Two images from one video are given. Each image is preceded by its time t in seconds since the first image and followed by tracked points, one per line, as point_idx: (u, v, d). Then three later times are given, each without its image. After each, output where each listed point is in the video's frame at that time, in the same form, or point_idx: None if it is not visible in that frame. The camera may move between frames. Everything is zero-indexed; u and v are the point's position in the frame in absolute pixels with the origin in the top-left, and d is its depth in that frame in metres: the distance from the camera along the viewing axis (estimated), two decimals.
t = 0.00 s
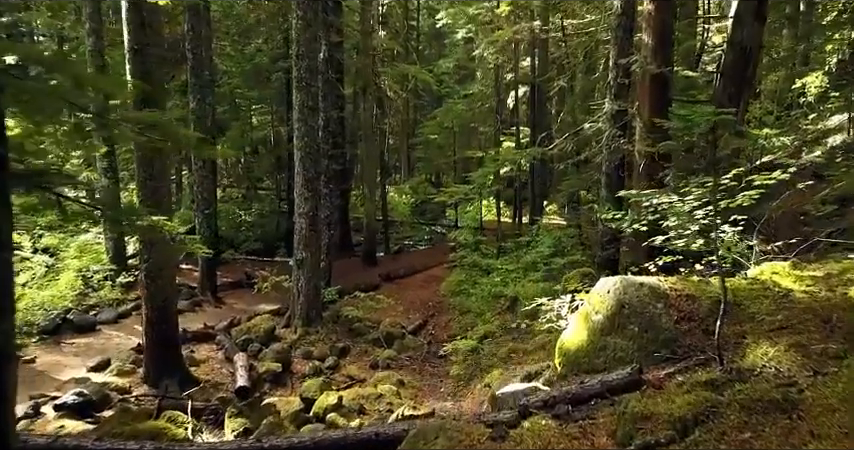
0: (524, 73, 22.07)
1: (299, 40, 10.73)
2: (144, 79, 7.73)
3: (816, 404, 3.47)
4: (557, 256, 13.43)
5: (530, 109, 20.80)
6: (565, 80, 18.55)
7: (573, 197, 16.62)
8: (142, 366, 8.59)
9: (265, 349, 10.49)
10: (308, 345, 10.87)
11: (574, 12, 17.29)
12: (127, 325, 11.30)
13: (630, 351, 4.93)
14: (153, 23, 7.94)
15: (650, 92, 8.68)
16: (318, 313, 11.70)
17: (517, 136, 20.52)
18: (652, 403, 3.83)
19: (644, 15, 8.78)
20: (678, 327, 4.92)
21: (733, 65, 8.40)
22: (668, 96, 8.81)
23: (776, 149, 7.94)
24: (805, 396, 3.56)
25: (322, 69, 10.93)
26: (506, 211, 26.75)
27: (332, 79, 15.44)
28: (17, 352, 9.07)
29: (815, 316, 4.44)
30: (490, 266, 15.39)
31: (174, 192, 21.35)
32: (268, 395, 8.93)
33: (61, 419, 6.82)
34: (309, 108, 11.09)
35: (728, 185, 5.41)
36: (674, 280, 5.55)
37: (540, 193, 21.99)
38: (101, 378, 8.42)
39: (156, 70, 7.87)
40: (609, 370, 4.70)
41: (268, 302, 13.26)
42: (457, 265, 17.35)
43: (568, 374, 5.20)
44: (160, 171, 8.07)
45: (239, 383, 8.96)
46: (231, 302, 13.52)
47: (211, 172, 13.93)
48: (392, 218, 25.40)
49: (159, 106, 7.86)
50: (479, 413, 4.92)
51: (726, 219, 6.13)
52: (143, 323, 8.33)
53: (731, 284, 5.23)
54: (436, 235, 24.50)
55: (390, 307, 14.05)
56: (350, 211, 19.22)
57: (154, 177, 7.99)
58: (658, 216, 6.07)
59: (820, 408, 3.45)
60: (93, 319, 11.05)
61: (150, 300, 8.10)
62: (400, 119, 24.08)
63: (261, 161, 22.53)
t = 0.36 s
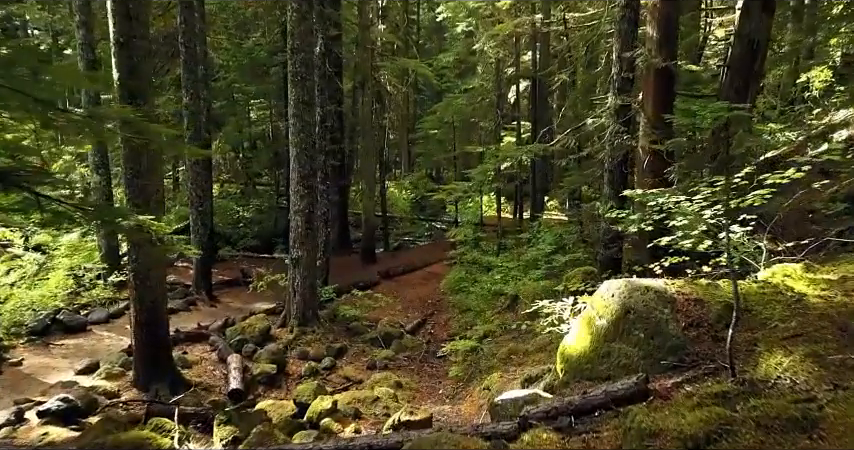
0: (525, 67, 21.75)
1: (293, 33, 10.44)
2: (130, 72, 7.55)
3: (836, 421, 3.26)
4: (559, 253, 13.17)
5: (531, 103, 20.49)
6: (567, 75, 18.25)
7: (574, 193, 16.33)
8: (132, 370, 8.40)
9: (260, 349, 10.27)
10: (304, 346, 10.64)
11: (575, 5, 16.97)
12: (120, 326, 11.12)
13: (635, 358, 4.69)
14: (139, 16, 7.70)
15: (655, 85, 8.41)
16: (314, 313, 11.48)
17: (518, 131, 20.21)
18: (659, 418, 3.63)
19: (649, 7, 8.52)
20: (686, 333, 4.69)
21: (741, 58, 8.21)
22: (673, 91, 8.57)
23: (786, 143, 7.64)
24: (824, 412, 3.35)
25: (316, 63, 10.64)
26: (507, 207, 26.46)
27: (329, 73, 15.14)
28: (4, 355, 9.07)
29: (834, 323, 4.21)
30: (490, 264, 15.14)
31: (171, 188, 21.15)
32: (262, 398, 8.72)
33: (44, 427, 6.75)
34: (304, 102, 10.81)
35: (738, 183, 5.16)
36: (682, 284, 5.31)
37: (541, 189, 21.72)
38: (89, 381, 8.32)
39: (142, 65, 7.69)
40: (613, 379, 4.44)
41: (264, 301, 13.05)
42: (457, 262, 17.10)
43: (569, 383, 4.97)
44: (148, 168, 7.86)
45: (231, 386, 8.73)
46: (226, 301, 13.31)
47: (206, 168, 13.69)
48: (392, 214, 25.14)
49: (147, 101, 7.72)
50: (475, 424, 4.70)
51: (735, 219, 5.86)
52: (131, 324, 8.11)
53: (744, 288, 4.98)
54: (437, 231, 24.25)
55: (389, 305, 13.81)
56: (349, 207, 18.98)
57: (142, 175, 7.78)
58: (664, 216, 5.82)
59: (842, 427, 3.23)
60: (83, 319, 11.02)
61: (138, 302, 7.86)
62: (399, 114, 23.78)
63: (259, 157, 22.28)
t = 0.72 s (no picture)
0: (526, 62, 21.42)
1: (289, 27, 10.15)
2: (116, 68, 7.35)
3: None
4: (561, 253, 12.90)
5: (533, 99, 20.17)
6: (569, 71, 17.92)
7: (577, 191, 16.03)
8: (121, 375, 8.17)
9: (255, 352, 10.00)
10: (300, 347, 10.38)
11: None
12: (112, 327, 10.88)
13: (643, 370, 4.46)
14: (126, 8, 7.45)
15: (661, 80, 8.20)
16: (311, 314, 11.20)
17: (519, 128, 19.91)
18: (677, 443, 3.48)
19: None
20: (698, 346, 4.47)
21: (751, 52, 7.98)
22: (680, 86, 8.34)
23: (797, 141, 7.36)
24: None
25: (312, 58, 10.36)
26: (509, 204, 26.16)
27: (327, 68, 14.85)
28: None
29: None
30: (491, 263, 14.87)
31: (168, 186, 20.89)
32: (257, 403, 8.49)
33: (28, 435, 6.50)
34: (300, 98, 10.51)
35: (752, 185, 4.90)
36: (692, 291, 5.05)
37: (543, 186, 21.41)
38: (78, 387, 8.09)
39: (129, 59, 7.52)
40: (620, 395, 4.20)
41: (262, 301, 12.83)
42: (457, 260, 16.83)
43: (574, 398, 4.71)
44: (136, 167, 7.61)
45: (225, 392, 8.46)
46: (223, 301, 13.08)
47: (201, 166, 13.42)
48: (392, 211, 24.87)
49: (135, 97, 7.40)
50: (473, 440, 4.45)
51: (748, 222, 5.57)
52: (121, 327, 7.89)
53: (763, 296, 4.76)
54: (438, 229, 23.98)
55: (388, 306, 13.55)
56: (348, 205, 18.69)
57: (130, 175, 7.54)
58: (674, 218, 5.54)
59: None
60: (76, 320, 10.66)
61: (127, 304, 7.64)
62: (399, 111, 23.49)
63: (258, 154, 22.01)
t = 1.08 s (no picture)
0: (527, 61, 21.10)
1: (283, 24, 9.85)
2: (101, 66, 7.02)
3: None
4: (562, 257, 12.59)
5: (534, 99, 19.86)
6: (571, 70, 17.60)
7: (579, 192, 15.72)
8: (108, 385, 7.88)
9: (247, 359, 9.72)
10: (294, 354, 10.09)
11: None
12: (101, 333, 10.57)
13: (653, 390, 4.26)
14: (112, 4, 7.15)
15: (667, 78, 7.99)
16: (307, 319, 10.90)
17: (520, 128, 19.59)
18: None
19: None
20: (712, 365, 4.31)
21: (762, 52, 7.77)
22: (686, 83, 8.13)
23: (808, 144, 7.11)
24: None
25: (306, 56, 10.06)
26: (509, 204, 25.86)
27: (324, 67, 14.53)
28: None
29: None
30: (490, 266, 14.57)
31: (164, 186, 20.57)
32: (250, 413, 8.22)
33: None
34: (294, 98, 10.21)
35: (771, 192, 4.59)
36: (702, 304, 4.84)
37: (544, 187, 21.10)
38: (63, 398, 7.79)
39: (115, 58, 7.18)
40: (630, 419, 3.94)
41: (256, 305, 12.56)
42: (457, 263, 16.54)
43: (577, 418, 4.42)
44: (122, 170, 7.30)
45: (216, 402, 8.19)
46: (217, 305, 12.79)
47: (194, 166, 13.11)
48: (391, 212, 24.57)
49: (121, 97, 7.11)
50: None
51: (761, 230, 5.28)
52: (107, 336, 7.61)
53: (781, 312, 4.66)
54: (437, 230, 23.67)
55: (385, 310, 13.27)
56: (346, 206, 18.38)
57: (115, 178, 7.22)
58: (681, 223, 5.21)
59: None
60: (63, 326, 10.34)
61: (113, 312, 7.36)
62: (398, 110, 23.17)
63: (254, 154, 21.70)
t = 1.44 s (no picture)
0: (528, 61, 20.83)
1: (277, 23, 9.58)
2: (83, 65, 6.80)
3: None
4: (564, 261, 12.32)
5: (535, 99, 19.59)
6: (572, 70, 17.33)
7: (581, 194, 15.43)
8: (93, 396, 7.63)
9: (239, 367, 9.46)
10: (287, 362, 9.81)
11: None
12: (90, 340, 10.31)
13: (662, 411, 4.13)
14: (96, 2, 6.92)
15: (673, 79, 7.74)
16: (301, 326, 10.61)
17: (520, 128, 19.32)
18: None
19: None
20: (726, 385, 4.20)
21: (772, 50, 7.59)
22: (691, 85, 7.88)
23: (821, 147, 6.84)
24: None
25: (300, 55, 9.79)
26: (509, 205, 25.58)
27: (320, 66, 14.26)
28: None
29: None
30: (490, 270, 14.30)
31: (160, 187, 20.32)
32: (241, 424, 7.94)
33: None
34: (288, 98, 9.93)
35: (785, 198, 4.41)
36: (715, 318, 4.69)
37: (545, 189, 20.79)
38: (46, 409, 7.56)
39: (99, 57, 6.94)
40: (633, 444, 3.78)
41: (251, 310, 12.30)
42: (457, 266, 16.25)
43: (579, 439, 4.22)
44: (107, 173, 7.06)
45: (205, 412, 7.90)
46: (211, 310, 12.54)
47: (188, 168, 12.84)
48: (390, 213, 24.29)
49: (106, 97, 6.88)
50: None
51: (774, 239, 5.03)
52: (93, 345, 7.38)
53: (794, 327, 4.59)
54: (437, 231, 23.40)
55: (383, 315, 13.01)
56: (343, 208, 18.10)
57: (99, 181, 6.98)
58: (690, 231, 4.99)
59: None
60: (50, 333, 10.06)
61: (98, 320, 7.11)
62: (397, 110, 22.90)
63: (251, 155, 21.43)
